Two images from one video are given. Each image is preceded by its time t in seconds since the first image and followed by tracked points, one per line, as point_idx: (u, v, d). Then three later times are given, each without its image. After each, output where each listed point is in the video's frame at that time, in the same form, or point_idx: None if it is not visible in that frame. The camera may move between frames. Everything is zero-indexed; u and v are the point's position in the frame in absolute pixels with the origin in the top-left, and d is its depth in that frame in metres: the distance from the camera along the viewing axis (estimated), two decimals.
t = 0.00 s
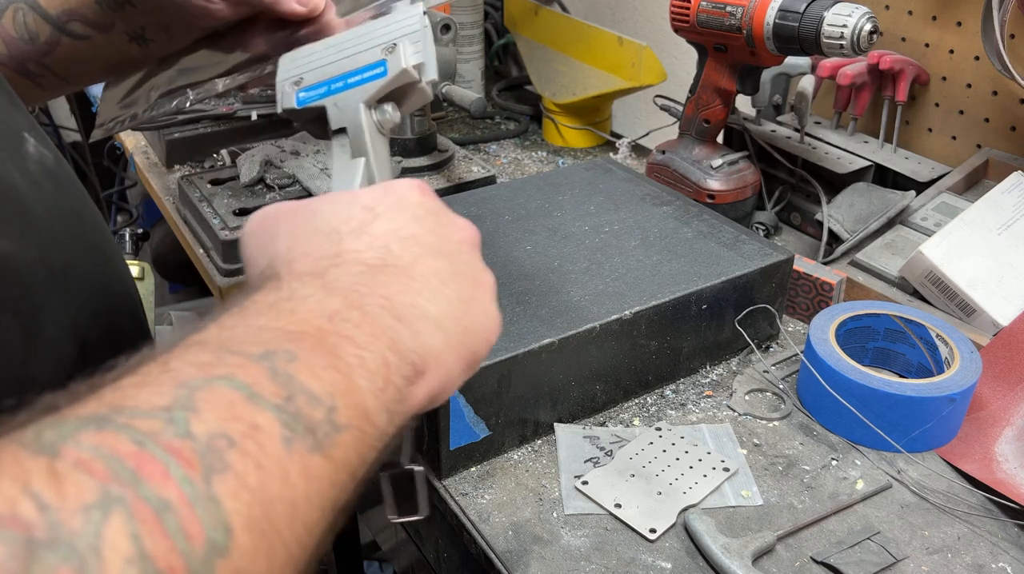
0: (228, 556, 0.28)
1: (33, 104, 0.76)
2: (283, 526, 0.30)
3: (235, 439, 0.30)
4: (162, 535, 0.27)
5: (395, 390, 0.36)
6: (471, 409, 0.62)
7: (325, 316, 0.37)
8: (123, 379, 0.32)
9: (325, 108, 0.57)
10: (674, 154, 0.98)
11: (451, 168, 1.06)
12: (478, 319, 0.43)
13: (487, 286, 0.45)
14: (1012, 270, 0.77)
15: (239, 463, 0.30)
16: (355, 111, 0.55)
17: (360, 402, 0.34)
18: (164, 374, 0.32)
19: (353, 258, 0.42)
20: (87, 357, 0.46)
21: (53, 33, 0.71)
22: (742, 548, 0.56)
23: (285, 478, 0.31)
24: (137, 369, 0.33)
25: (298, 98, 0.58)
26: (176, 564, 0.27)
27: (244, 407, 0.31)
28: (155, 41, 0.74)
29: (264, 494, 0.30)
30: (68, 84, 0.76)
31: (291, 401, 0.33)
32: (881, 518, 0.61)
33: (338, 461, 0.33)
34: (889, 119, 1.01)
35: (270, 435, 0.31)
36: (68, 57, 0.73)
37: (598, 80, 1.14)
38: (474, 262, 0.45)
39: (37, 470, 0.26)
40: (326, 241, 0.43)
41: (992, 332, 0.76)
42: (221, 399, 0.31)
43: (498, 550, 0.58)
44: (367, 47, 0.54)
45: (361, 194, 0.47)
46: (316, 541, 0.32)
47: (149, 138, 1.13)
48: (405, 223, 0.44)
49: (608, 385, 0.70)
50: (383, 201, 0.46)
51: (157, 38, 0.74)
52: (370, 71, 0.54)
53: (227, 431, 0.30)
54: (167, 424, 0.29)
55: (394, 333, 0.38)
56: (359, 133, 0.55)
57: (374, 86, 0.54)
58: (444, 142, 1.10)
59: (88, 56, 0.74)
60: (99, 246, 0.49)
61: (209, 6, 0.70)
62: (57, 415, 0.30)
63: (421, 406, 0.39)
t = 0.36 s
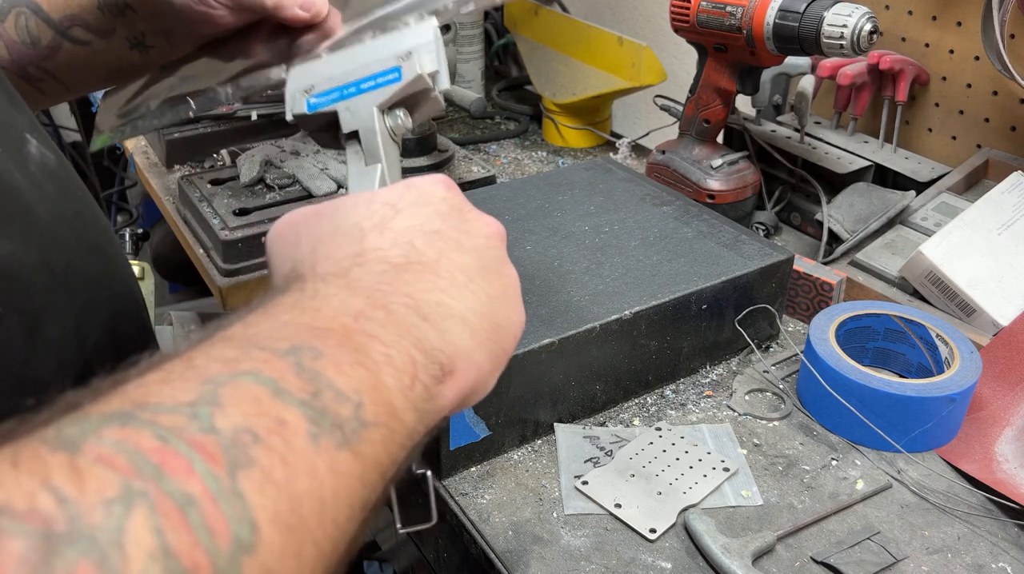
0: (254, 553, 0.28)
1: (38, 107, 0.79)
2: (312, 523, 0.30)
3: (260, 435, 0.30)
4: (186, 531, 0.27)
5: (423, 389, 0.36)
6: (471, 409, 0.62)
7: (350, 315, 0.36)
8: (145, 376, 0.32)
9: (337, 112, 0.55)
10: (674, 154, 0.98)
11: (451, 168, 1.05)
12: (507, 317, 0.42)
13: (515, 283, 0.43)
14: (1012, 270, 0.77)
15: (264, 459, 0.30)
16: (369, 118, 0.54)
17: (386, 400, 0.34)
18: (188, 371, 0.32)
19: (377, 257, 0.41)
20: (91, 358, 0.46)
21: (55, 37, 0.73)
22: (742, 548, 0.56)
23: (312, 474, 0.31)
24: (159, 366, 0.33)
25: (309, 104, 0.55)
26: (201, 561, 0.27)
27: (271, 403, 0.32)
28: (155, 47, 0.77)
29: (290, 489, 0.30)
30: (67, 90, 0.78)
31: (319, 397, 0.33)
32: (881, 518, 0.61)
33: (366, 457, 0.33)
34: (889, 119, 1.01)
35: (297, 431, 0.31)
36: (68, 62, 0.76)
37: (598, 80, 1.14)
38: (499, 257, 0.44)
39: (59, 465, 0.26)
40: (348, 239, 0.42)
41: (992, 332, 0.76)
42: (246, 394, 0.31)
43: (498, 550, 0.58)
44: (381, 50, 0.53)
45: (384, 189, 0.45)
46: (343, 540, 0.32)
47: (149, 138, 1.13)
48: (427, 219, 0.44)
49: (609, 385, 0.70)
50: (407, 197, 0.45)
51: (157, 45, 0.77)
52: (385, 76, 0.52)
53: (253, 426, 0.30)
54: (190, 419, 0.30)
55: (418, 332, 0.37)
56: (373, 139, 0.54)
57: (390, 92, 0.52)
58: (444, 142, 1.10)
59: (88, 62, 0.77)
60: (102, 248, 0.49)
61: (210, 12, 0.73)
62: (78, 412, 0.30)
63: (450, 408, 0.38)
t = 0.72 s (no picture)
0: (252, 559, 0.27)
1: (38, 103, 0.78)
2: (315, 528, 0.29)
3: (262, 435, 0.29)
4: (178, 537, 0.26)
5: (440, 384, 0.36)
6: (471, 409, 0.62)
7: (365, 307, 0.36)
8: (152, 373, 0.32)
9: (349, 92, 0.56)
10: (674, 154, 0.98)
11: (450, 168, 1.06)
12: (525, 306, 0.42)
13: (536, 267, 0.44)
14: (1013, 270, 0.77)
15: (266, 461, 0.29)
16: (383, 93, 0.54)
17: (401, 397, 0.34)
18: (192, 365, 0.31)
19: (395, 246, 0.41)
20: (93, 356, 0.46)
21: (52, 35, 0.73)
22: (742, 548, 0.56)
23: (318, 478, 0.30)
24: (166, 363, 0.33)
25: (322, 85, 0.58)
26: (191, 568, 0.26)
27: (277, 400, 0.31)
28: (151, 47, 0.77)
29: (292, 493, 0.29)
30: (64, 87, 0.78)
31: (326, 395, 0.32)
32: (881, 518, 0.61)
33: (377, 457, 0.32)
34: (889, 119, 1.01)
35: (302, 431, 0.31)
36: (65, 61, 0.75)
37: (598, 80, 1.14)
38: (519, 244, 0.44)
39: (46, 467, 0.25)
40: (362, 230, 0.42)
41: (992, 332, 0.76)
42: (249, 393, 0.30)
43: (498, 550, 0.58)
44: (387, 26, 0.54)
45: (401, 177, 0.45)
46: (353, 544, 0.31)
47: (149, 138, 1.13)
48: (445, 207, 0.44)
49: (608, 385, 0.70)
50: (423, 184, 0.45)
51: (153, 44, 0.77)
52: (393, 50, 0.53)
53: (255, 425, 0.30)
54: (188, 418, 0.29)
55: (438, 324, 0.37)
56: (387, 115, 0.55)
57: (400, 65, 0.53)
58: (444, 143, 1.10)
59: (85, 61, 0.76)
60: (103, 247, 0.49)
61: (197, 7, 0.72)
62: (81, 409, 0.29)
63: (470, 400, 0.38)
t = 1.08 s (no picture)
0: (246, 549, 0.27)
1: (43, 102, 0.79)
2: (312, 517, 0.29)
3: (255, 423, 0.29)
4: (169, 525, 0.26)
5: (438, 377, 0.36)
6: (470, 409, 0.62)
7: (359, 298, 0.35)
8: (145, 363, 0.32)
9: (348, 93, 0.56)
10: (674, 154, 0.98)
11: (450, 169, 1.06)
12: (522, 300, 0.42)
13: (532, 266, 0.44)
14: (1012, 270, 0.77)
15: (260, 450, 0.29)
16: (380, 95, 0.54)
17: (399, 389, 0.34)
18: (183, 356, 0.31)
19: (391, 239, 0.41)
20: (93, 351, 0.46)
21: (46, 37, 0.73)
22: (742, 548, 0.56)
23: (314, 466, 0.29)
24: (159, 353, 0.33)
25: (319, 86, 0.57)
26: (183, 556, 0.26)
27: (270, 389, 0.31)
28: (146, 50, 0.78)
29: (287, 482, 0.29)
30: (56, 87, 0.78)
31: (322, 385, 0.32)
32: (881, 518, 0.61)
33: (375, 450, 0.32)
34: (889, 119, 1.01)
35: (295, 420, 0.30)
36: (59, 62, 0.76)
37: (598, 80, 1.14)
38: (515, 241, 0.44)
39: (34, 453, 0.25)
40: (360, 221, 0.43)
41: (993, 332, 0.76)
42: (241, 381, 0.30)
43: (498, 550, 0.58)
44: (388, 30, 0.53)
45: (401, 172, 0.46)
46: (349, 535, 0.31)
47: (149, 138, 1.13)
48: (441, 202, 0.44)
49: (608, 385, 0.70)
50: (422, 179, 0.46)
51: (147, 47, 0.78)
52: (393, 52, 0.53)
53: (248, 414, 0.29)
54: (181, 406, 0.28)
55: (433, 317, 0.37)
56: (385, 117, 0.54)
57: (399, 67, 0.53)
58: (444, 143, 1.11)
59: (79, 62, 0.76)
60: (103, 245, 0.49)
61: (190, 12, 0.72)
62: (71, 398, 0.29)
63: (467, 395, 0.38)
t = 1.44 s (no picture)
0: (258, 559, 0.27)
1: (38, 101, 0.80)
2: (327, 527, 0.28)
3: (272, 430, 0.29)
4: (179, 533, 0.26)
5: (456, 385, 0.35)
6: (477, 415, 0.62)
7: (378, 306, 0.35)
8: (158, 367, 0.32)
9: (377, 81, 0.55)
10: (673, 154, 0.98)
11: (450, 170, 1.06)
12: (550, 302, 0.42)
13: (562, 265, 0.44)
14: (1012, 270, 0.77)
15: (275, 457, 0.28)
16: (410, 84, 0.54)
17: (417, 398, 0.33)
18: (202, 363, 0.31)
19: (413, 244, 0.40)
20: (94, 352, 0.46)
21: (31, 40, 0.73)
22: (742, 548, 0.56)
23: (329, 476, 0.29)
24: (170, 358, 0.33)
25: (348, 73, 0.56)
26: (192, 564, 0.26)
27: (288, 396, 0.30)
28: (132, 55, 0.79)
29: (301, 490, 0.28)
30: (45, 89, 0.79)
31: (339, 391, 0.32)
32: (881, 518, 0.61)
33: (392, 459, 0.32)
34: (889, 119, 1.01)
35: (313, 428, 0.30)
36: (43, 64, 0.76)
37: (598, 80, 1.14)
38: (546, 238, 0.44)
39: (46, 458, 0.25)
40: (383, 223, 0.42)
41: (992, 332, 0.76)
42: (257, 387, 0.30)
43: (498, 550, 0.58)
44: (421, 15, 0.53)
45: (428, 168, 0.45)
46: (366, 545, 0.30)
47: (148, 138, 1.12)
48: (466, 199, 0.44)
49: (608, 385, 0.70)
50: (448, 173, 0.45)
51: (133, 52, 0.78)
52: (424, 41, 0.53)
53: (264, 421, 0.29)
54: (196, 412, 0.28)
55: (453, 325, 0.37)
56: (414, 107, 0.55)
57: (430, 56, 0.53)
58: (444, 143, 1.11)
59: (63, 65, 0.77)
60: (100, 245, 0.49)
61: (170, 18, 0.74)
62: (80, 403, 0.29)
63: (486, 402, 0.38)
